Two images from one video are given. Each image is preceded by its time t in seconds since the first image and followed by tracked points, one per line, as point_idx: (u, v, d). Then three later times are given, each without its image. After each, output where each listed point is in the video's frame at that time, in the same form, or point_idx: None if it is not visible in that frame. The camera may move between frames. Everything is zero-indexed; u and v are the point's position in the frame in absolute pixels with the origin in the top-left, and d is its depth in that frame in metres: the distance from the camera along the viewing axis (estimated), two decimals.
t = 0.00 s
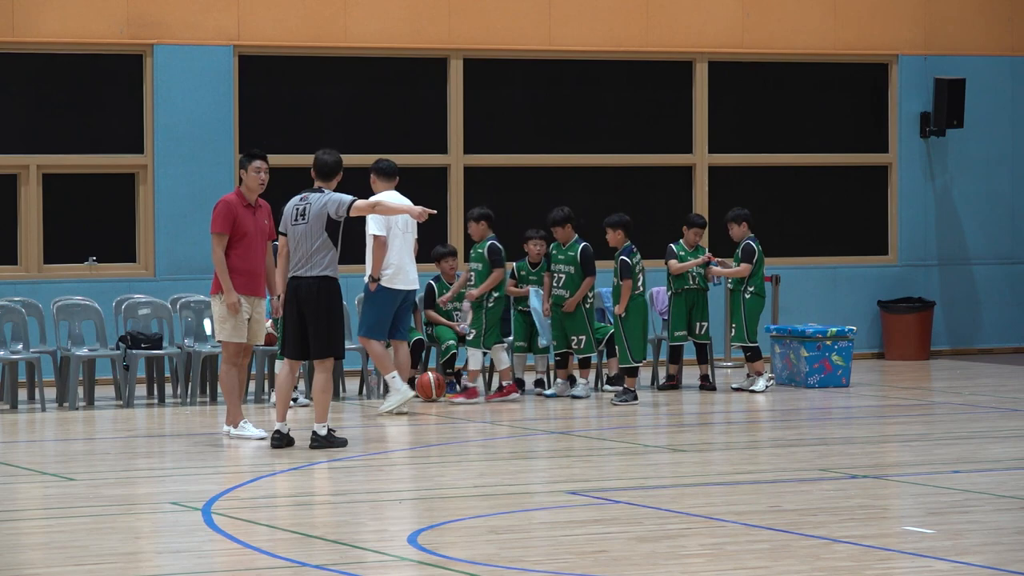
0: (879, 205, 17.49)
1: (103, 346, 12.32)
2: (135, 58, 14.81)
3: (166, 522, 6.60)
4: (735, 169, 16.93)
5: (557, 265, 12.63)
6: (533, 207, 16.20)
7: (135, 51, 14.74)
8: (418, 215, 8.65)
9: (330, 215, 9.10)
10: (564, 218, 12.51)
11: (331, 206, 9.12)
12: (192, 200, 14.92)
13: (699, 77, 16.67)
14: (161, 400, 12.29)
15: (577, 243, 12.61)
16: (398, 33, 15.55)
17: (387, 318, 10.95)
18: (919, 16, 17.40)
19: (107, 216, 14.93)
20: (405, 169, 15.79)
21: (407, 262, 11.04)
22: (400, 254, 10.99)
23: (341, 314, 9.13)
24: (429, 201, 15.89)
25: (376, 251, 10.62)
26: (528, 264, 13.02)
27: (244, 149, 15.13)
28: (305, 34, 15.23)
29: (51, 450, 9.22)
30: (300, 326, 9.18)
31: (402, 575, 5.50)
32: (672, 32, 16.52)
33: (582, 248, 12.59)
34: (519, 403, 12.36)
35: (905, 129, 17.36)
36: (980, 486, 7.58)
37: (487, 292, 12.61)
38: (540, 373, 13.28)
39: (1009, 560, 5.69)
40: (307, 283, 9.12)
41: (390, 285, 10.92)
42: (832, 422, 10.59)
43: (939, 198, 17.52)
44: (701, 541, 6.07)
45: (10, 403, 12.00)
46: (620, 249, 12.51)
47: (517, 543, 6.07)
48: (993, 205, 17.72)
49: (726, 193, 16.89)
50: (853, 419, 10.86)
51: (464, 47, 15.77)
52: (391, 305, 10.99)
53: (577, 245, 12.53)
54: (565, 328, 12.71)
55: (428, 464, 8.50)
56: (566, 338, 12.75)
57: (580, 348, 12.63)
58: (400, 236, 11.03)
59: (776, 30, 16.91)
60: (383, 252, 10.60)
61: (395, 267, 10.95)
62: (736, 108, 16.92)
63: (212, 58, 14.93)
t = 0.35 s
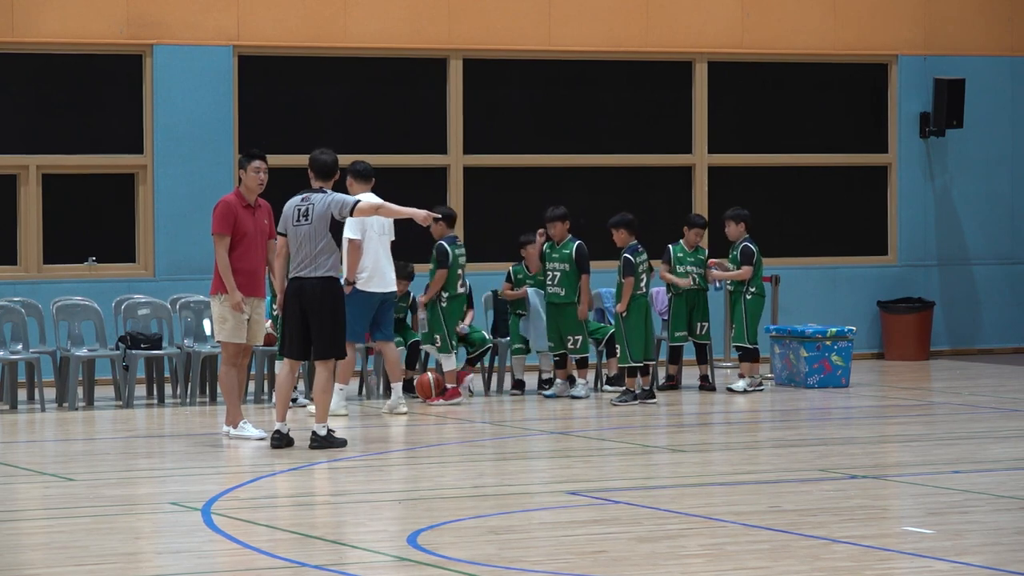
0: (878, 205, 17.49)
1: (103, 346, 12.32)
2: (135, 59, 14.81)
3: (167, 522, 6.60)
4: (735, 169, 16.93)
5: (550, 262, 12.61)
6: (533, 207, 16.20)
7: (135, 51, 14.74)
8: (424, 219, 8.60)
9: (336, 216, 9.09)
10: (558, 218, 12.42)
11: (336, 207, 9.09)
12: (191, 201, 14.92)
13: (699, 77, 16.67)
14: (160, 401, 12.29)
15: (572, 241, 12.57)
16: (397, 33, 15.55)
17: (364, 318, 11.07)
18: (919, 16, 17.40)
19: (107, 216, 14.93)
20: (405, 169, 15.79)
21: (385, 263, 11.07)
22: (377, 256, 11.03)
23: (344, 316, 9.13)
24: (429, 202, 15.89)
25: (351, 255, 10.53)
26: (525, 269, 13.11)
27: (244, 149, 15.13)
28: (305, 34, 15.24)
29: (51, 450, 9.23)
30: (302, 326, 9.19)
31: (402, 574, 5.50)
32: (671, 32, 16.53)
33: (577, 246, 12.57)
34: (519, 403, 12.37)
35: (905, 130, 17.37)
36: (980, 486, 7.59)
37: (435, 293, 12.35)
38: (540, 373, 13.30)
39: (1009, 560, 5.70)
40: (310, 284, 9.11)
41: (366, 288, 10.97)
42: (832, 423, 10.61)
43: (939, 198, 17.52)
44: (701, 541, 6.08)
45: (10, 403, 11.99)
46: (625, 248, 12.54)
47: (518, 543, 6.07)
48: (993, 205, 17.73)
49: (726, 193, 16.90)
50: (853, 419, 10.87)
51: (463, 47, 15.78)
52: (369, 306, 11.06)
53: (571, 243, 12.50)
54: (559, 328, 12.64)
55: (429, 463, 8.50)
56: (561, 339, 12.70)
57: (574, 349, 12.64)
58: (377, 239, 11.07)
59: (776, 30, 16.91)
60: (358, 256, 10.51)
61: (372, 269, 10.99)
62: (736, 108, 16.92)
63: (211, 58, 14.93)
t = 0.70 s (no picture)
0: (878, 205, 17.50)
1: (103, 346, 12.32)
2: (135, 58, 14.81)
3: (167, 522, 6.60)
4: (734, 169, 16.93)
5: (548, 260, 12.60)
6: (533, 207, 16.20)
7: (135, 51, 14.74)
8: (424, 220, 8.61)
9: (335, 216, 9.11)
10: (558, 216, 12.48)
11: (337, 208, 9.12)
12: (191, 201, 14.92)
13: (699, 77, 16.67)
14: (160, 401, 12.29)
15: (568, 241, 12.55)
16: (397, 34, 15.55)
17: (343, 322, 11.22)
18: (919, 15, 17.40)
19: (107, 216, 14.93)
20: (404, 169, 15.79)
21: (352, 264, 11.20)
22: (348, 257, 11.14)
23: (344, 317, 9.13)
24: (429, 201, 15.89)
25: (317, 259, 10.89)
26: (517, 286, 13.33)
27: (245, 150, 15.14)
28: (305, 34, 15.24)
29: (51, 450, 9.23)
30: (301, 325, 9.18)
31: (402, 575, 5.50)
32: (671, 32, 16.53)
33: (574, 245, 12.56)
34: (518, 403, 12.37)
35: (905, 129, 17.37)
36: (980, 486, 7.59)
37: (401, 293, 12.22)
38: (540, 372, 13.30)
39: (1009, 561, 5.70)
40: (310, 283, 9.12)
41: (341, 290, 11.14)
42: (832, 422, 10.61)
43: (939, 198, 17.52)
44: (701, 541, 6.08)
45: (10, 403, 11.99)
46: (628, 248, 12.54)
47: (519, 543, 6.07)
48: (993, 205, 17.73)
49: (726, 193, 16.90)
50: (853, 419, 10.87)
51: (463, 47, 15.78)
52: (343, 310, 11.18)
53: (568, 241, 12.50)
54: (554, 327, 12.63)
55: (429, 463, 8.51)
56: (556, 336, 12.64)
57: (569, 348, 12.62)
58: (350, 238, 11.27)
59: (776, 30, 16.91)
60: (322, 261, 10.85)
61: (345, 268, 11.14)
62: (736, 108, 16.92)
63: (211, 58, 14.93)
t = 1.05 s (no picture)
0: (878, 205, 17.50)
1: (103, 346, 12.32)
2: (135, 59, 14.81)
3: (167, 522, 6.60)
4: (735, 169, 16.93)
5: (546, 261, 12.58)
6: (533, 207, 16.20)
7: (135, 51, 14.74)
8: (418, 223, 8.58)
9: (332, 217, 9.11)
10: (557, 216, 12.49)
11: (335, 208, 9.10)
12: (192, 201, 14.92)
13: (699, 77, 16.67)
14: (160, 401, 12.29)
15: (566, 240, 12.54)
16: (396, 34, 15.55)
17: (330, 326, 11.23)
18: (918, 15, 17.40)
19: (107, 215, 14.93)
20: (405, 169, 15.78)
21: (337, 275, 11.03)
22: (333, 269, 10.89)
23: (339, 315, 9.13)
24: (429, 201, 15.89)
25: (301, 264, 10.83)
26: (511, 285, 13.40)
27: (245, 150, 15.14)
28: (304, 34, 15.24)
29: (51, 450, 9.23)
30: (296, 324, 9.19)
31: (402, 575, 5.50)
32: (671, 32, 16.53)
33: (571, 245, 12.51)
34: (518, 403, 12.37)
35: (904, 129, 17.37)
36: (980, 486, 7.59)
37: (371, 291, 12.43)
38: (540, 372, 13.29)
39: (1009, 561, 5.69)
40: (306, 284, 9.14)
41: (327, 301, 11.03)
42: (831, 422, 10.61)
43: (939, 198, 17.52)
44: (701, 541, 6.08)
45: (10, 403, 11.98)
46: (619, 248, 12.51)
47: (518, 543, 6.07)
48: (993, 205, 17.73)
49: (726, 193, 16.90)
50: (852, 419, 10.87)
51: (463, 47, 15.78)
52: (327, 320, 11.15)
53: (565, 243, 12.46)
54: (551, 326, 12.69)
55: (428, 463, 8.51)
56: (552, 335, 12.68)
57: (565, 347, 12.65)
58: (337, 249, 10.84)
59: (776, 30, 16.91)
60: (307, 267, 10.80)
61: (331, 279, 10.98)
62: (736, 108, 16.92)
63: (211, 58, 14.93)
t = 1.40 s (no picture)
0: (879, 206, 17.50)
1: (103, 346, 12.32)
2: (135, 58, 14.81)
3: (167, 522, 6.60)
4: (735, 169, 16.93)
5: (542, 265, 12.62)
6: (534, 207, 16.20)
7: (135, 51, 14.74)
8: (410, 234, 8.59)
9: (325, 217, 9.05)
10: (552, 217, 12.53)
11: (327, 211, 9.05)
12: (192, 202, 14.92)
13: (699, 77, 16.67)
14: (160, 401, 12.29)
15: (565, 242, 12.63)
16: (396, 34, 15.55)
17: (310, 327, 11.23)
18: (918, 15, 17.40)
19: (108, 215, 14.93)
20: (404, 169, 15.78)
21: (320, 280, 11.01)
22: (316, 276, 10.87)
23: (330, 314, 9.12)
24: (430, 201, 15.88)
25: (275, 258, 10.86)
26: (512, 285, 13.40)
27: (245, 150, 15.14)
28: (304, 34, 15.24)
29: (51, 450, 9.23)
30: (286, 325, 9.17)
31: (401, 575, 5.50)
32: (670, 32, 16.53)
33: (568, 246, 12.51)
34: (517, 403, 12.37)
35: (904, 129, 17.37)
36: (980, 486, 7.59)
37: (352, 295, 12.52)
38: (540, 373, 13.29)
39: (1009, 561, 5.70)
40: (295, 285, 9.10)
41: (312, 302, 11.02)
42: (831, 423, 10.61)
43: (939, 198, 17.52)
44: (701, 541, 6.08)
45: (10, 403, 11.98)
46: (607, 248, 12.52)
47: (518, 543, 6.07)
48: (993, 205, 17.72)
49: (726, 193, 16.90)
50: (852, 419, 10.87)
51: (463, 47, 15.78)
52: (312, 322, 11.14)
53: (561, 244, 12.48)
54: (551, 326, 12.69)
55: (428, 463, 8.51)
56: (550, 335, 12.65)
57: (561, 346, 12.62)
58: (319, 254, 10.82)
59: (776, 30, 16.92)
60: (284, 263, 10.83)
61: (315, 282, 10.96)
62: (736, 108, 16.91)
63: (211, 58, 14.93)
